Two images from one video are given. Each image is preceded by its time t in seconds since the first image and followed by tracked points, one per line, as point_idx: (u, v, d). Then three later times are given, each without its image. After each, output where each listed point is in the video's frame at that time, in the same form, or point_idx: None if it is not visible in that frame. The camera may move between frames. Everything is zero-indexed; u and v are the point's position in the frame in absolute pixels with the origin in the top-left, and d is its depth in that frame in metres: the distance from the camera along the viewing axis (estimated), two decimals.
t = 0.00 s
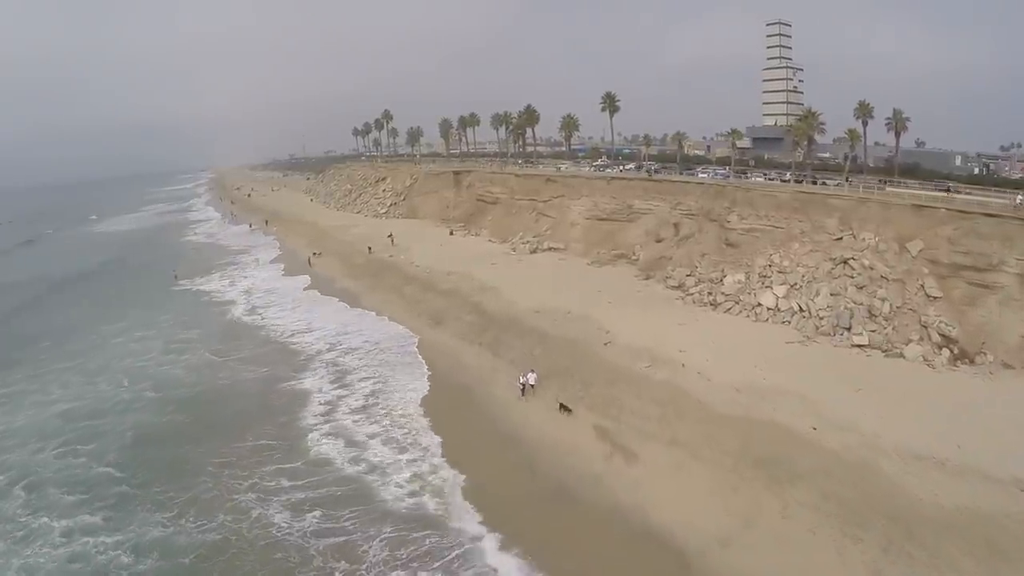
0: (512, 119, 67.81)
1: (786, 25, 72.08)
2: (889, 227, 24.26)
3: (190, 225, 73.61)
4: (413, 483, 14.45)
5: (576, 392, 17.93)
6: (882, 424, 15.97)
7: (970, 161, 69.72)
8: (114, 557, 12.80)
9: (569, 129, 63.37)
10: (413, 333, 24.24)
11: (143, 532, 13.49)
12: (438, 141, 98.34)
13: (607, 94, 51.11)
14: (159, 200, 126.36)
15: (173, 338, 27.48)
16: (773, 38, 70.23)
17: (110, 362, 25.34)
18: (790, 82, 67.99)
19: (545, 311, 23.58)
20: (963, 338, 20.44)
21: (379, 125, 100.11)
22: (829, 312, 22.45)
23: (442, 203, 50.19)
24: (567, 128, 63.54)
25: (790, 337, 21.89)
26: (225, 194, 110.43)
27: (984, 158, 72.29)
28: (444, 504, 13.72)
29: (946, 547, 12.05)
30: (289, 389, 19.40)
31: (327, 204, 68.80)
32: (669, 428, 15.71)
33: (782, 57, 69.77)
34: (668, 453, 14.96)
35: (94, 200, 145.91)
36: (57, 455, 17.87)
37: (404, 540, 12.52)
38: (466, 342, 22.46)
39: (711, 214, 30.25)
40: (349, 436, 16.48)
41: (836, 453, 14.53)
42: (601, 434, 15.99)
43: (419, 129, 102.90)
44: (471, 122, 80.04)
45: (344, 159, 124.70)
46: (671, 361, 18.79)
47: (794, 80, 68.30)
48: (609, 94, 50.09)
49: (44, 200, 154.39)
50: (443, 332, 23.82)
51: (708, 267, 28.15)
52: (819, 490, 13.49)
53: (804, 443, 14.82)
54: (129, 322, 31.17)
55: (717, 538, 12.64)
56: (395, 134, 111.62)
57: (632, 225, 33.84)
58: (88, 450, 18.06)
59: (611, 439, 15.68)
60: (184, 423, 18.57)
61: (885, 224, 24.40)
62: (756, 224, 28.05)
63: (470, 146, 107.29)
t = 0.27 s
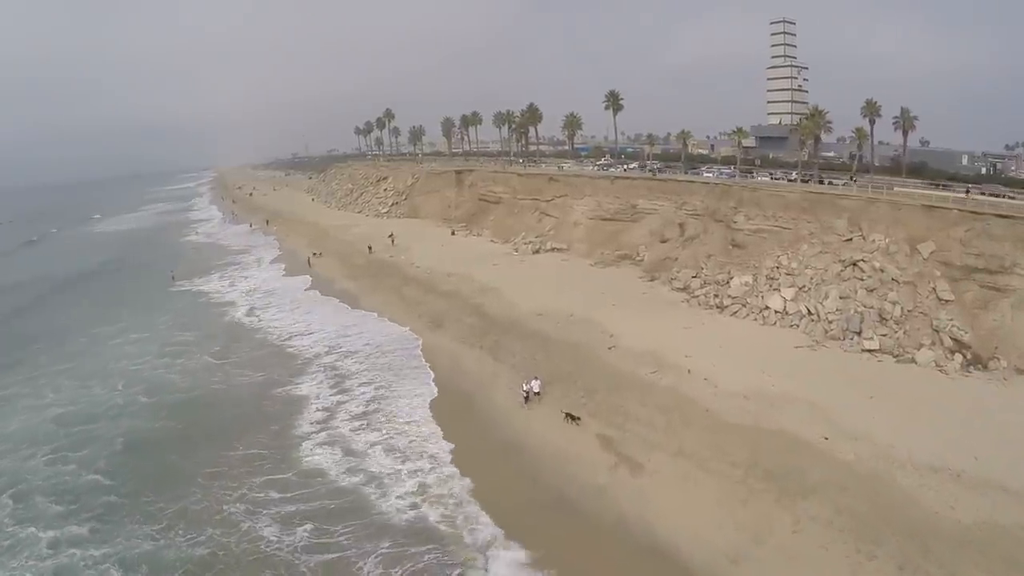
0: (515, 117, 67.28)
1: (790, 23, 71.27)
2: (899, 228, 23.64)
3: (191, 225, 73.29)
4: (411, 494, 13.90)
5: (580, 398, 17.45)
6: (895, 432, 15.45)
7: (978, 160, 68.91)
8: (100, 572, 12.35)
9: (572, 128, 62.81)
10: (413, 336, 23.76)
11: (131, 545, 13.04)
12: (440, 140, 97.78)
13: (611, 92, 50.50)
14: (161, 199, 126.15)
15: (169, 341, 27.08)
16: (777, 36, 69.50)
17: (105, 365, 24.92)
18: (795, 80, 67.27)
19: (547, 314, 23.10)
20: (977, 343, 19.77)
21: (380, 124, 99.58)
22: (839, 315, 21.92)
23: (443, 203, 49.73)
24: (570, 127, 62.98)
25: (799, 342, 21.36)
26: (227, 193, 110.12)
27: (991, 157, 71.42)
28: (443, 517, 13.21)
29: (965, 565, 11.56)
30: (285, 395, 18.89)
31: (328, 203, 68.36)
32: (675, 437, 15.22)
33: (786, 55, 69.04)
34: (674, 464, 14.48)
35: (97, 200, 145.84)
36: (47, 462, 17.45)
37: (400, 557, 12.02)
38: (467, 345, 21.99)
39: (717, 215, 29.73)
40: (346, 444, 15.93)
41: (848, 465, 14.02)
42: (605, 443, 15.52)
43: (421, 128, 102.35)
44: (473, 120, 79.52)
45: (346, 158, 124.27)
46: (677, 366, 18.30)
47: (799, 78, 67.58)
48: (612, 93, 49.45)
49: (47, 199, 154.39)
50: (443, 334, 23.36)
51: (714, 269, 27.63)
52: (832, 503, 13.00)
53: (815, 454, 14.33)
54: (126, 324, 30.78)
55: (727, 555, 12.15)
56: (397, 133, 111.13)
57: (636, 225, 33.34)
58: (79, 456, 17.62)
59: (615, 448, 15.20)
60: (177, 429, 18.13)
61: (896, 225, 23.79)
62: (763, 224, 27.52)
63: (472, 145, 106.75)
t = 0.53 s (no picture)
0: (517, 116, 66.75)
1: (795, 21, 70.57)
2: (910, 230, 23.03)
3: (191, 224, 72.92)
4: (406, 508, 13.39)
5: (583, 406, 16.93)
6: (909, 442, 14.90)
7: (985, 160, 68.18)
8: None
9: (574, 127, 62.27)
10: (412, 339, 23.26)
11: (118, 559, 12.58)
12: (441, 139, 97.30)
13: (613, 91, 49.88)
14: (162, 199, 125.95)
15: (165, 345, 26.64)
16: (781, 35, 68.83)
17: (100, 369, 24.51)
18: (800, 79, 66.60)
19: (550, 317, 22.58)
20: (991, 348, 19.19)
21: (381, 123, 99.10)
22: (848, 319, 21.37)
23: (445, 203, 49.24)
24: (572, 126, 62.43)
25: (808, 346, 20.80)
26: (229, 193, 109.81)
27: (998, 157, 70.68)
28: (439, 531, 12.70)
29: None
30: (280, 402, 18.39)
31: (329, 203, 67.94)
32: (681, 447, 14.72)
33: (791, 54, 68.38)
34: (681, 475, 13.97)
35: (99, 199, 145.71)
36: (36, 470, 17.00)
37: None
38: (467, 349, 21.47)
39: (723, 216, 29.19)
40: (341, 454, 15.43)
41: (862, 477, 13.51)
42: (609, 453, 15.01)
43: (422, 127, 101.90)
44: (475, 119, 79.01)
45: (348, 158, 123.89)
46: (683, 372, 17.79)
47: (803, 77, 66.91)
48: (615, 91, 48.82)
49: (49, 198, 154.30)
50: (443, 338, 22.87)
51: (720, 271, 27.07)
52: (845, 518, 12.49)
53: (827, 466, 13.81)
54: (122, 326, 30.36)
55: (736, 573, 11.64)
56: (399, 132, 110.69)
57: (640, 226, 32.82)
58: (68, 464, 17.18)
59: (619, 459, 14.70)
60: (169, 436, 17.67)
61: (906, 227, 23.18)
62: (770, 225, 26.97)
63: (474, 145, 106.25)
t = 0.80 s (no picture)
0: (518, 115, 66.21)
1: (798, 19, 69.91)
2: (919, 231, 22.44)
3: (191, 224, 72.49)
4: (400, 521, 12.89)
5: (585, 413, 16.46)
6: (922, 452, 14.40)
7: (989, 159, 67.55)
8: None
9: (576, 125, 61.70)
10: (410, 342, 22.77)
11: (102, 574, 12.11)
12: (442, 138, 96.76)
13: (615, 89, 49.33)
14: (162, 198, 125.57)
15: (159, 348, 26.21)
16: (784, 33, 68.18)
17: (93, 373, 24.07)
18: (803, 77, 65.98)
19: (551, 320, 22.09)
20: (1003, 353, 18.64)
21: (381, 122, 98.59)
22: (857, 323, 20.86)
23: (445, 202, 48.73)
24: (574, 124, 61.88)
25: (815, 351, 20.31)
26: (228, 192, 109.33)
27: (1002, 156, 70.05)
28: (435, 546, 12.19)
29: None
30: (274, 408, 17.89)
31: (329, 202, 67.47)
32: (687, 458, 14.24)
33: (794, 52, 67.74)
34: (686, 487, 13.49)
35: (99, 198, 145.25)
36: (23, 477, 16.55)
37: None
38: (466, 353, 20.99)
39: (727, 216, 28.70)
40: (335, 464, 14.92)
41: (874, 490, 13.02)
42: (612, 463, 14.53)
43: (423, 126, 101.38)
44: (475, 118, 78.49)
45: (348, 156, 123.36)
46: (688, 378, 17.29)
47: (806, 75, 66.23)
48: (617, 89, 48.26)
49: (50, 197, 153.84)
50: (442, 341, 22.39)
51: (725, 272, 26.57)
52: (858, 534, 12.01)
53: (838, 478, 13.33)
54: (117, 328, 29.92)
55: None
56: (399, 130, 110.12)
57: (643, 225, 32.32)
58: (56, 472, 16.72)
59: (623, 470, 14.22)
60: (159, 444, 17.20)
61: (915, 228, 22.60)
62: (776, 226, 26.44)
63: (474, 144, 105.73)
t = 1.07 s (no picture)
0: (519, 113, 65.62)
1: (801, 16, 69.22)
2: (930, 232, 21.77)
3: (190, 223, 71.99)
4: (393, 538, 12.32)
5: (587, 422, 15.92)
6: (937, 465, 13.82)
7: (994, 157, 66.84)
8: None
9: (577, 124, 61.07)
10: (408, 346, 22.23)
11: None
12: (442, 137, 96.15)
13: (617, 87, 48.73)
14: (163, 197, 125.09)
15: (153, 352, 25.69)
16: (787, 31, 67.51)
17: (84, 379, 23.54)
18: (806, 75, 65.29)
19: (552, 324, 21.53)
20: (1017, 359, 18.00)
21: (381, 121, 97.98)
22: (867, 327, 20.27)
23: (445, 202, 48.17)
24: (575, 123, 61.25)
25: (824, 356, 19.73)
26: (228, 191, 108.72)
27: (1007, 155, 69.36)
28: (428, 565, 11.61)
29: None
30: (266, 417, 17.36)
31: (328, 201, 66.91)
32: (693, 471, 13.71)
33: (797, 50, 67.05)
34: (693, 502, 12.95)
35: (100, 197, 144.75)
36: (8, 487, 16.03)
37: None
38: (465, 358, 20.45)
39: (732, 216, 28.12)
40: (327, 477, 14.37)
41: (889, 505, 12.47)
42: (615, 476, 13.99)
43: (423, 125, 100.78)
44: (476, 117, 77.87)
45: (349, 155, 122.74)
46: (693, 386, 16.74)
47: (810, 73, 65.53)
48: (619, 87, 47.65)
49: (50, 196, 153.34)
50: (441, 345, 21.84)
51: (730, 274, 25.98)
52: (874, 553, 11.47)
53: (851, 493, 12.78)
54: (111, 331, 29.42)
55: None
56: (399, 129, 109.48)
57: (645, 225, 31.75)
58: (41, 482, 16.18)
59: (626, 483, 13.67)
60: (148, 454, 16.67)
61: (926, 229, 21.93)
62: (782, 227, 25.85)
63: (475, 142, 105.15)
